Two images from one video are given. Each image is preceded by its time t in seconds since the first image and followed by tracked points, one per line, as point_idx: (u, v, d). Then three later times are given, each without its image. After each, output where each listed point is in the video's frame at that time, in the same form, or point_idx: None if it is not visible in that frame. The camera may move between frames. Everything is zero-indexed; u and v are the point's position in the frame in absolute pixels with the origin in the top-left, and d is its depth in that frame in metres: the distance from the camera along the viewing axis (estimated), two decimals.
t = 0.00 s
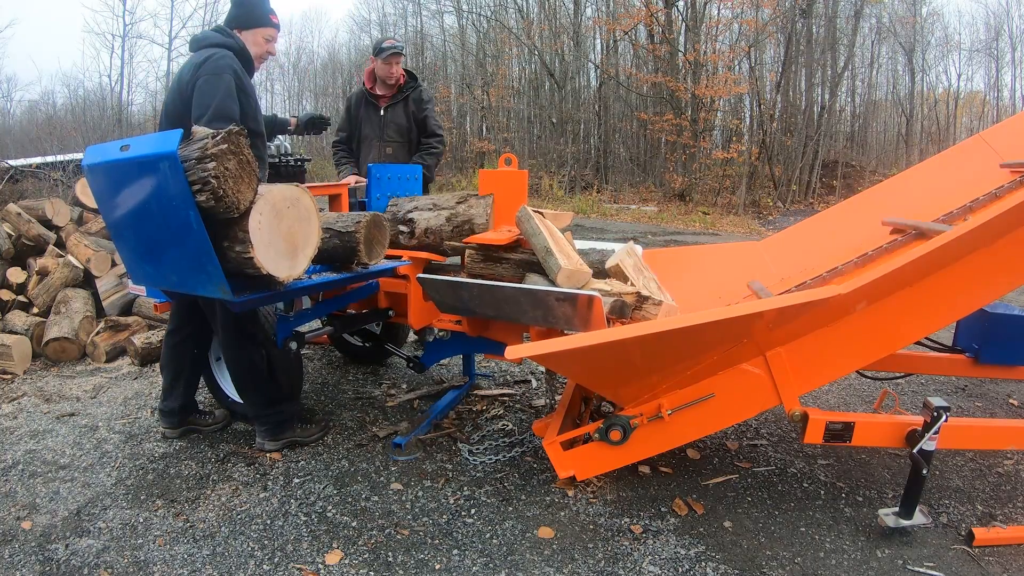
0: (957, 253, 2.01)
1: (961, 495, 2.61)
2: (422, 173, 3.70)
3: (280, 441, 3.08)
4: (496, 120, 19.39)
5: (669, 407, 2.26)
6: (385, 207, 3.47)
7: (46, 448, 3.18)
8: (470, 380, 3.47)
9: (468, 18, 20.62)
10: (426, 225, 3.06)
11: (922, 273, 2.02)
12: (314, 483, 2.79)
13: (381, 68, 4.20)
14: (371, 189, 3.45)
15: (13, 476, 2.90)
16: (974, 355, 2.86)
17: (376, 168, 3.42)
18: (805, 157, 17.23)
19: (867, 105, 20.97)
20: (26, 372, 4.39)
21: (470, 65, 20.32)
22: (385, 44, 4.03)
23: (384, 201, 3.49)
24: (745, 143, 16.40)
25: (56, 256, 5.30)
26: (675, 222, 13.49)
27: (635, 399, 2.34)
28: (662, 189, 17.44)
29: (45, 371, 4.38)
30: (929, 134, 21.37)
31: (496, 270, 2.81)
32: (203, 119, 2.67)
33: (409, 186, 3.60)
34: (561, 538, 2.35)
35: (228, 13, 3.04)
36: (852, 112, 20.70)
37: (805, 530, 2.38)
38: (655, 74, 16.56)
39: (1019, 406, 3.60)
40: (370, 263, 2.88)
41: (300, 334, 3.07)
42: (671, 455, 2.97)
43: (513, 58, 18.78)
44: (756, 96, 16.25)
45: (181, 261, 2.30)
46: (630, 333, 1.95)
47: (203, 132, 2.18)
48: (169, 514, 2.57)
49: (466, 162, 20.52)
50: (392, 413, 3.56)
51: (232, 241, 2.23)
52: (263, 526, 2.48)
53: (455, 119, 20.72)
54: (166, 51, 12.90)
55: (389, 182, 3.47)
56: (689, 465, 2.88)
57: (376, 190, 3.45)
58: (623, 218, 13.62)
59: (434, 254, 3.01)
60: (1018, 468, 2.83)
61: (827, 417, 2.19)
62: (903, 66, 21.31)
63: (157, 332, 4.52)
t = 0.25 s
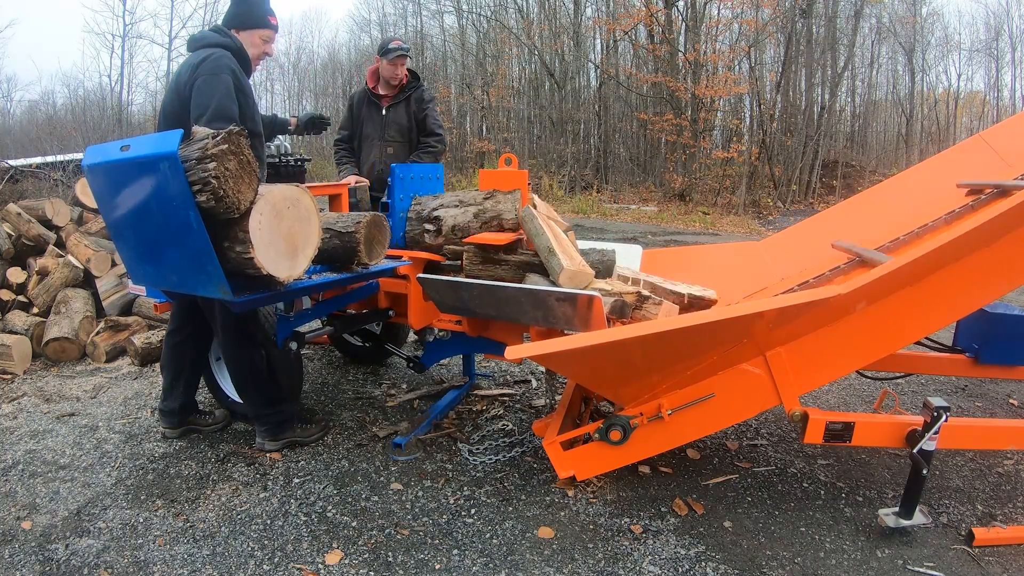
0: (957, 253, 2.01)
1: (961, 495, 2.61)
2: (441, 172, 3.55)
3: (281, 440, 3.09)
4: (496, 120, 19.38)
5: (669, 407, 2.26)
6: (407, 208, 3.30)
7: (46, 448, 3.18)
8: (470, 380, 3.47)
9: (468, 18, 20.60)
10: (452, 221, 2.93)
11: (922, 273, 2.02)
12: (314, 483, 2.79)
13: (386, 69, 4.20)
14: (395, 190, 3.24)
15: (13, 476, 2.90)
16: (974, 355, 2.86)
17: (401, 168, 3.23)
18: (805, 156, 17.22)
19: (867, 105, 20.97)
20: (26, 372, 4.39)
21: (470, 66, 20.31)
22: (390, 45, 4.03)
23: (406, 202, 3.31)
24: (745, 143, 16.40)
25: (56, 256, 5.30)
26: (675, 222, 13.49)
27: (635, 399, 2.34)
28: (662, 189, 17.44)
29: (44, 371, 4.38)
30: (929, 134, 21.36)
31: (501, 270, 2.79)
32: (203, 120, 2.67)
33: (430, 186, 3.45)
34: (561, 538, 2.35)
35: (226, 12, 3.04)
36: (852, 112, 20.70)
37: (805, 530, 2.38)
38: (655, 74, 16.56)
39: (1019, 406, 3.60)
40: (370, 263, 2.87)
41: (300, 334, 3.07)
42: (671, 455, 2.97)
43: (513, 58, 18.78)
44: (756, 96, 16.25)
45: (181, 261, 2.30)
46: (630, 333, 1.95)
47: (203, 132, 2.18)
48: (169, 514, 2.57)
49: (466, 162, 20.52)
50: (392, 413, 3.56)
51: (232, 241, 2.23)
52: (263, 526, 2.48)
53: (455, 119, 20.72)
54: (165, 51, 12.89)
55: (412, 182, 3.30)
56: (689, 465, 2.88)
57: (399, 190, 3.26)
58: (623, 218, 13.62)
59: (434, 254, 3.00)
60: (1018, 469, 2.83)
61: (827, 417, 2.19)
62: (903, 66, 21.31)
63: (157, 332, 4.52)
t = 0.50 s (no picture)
0: (957, 253, 2.01)
1: (961, 495, 2.61)
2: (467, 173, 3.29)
3: (275, 438, 3.07)
4: (496, 120, 19.38)
5: (669, 407, 2.26)
6: (438, 209, 2.99)
7: (46, 448, 3.18)
8: (470, 380, 3.47)
9: (468, 18, 20.58)
10: (485, 213, 2.78)
11: (923, 273, 2.03)
12: (314, 483, 2.79)
13: (382, 71, 4.21)
14: (426, 190, 2.93)
15: (13, 476, 2.90)
16: (974, 355, 2.86)
17: (433, 167, 2.94)
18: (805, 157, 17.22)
19: (867, 105, 20.97)
20: (26, 372, 4.39)
21: (470, 66, 20.32)
22: (385, 48, 4.06)
23: (436, 203, 3.00)
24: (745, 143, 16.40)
25: (56, 256, 5.30)
26: (675, 222, 13.50)
27: (635, 400, 2.34)
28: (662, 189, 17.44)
29: (44, 371, 4.38)
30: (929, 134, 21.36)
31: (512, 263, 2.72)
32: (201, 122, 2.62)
33: (457, 187, 3.18)
34: (561, 538, 2.35)
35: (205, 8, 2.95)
36: (852, 112, 20.70)
37: (805, 530, 2.38)
38: (655, 74, 16.57)
39: (1019, 406, 3.60)
40: (370, 263, 2.86)
41: (300, 334, 3.07)
42: (671, 455, 2.97)
43: (513, 58, 18.78)
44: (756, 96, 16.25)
45: (182, 262, 2.30)
46: (630, 333, 1.95)
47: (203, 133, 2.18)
48: (169, 514, 2.57)
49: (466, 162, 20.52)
50: (393, 414, 3.55)
51: (232, 241, 2.23)
52: (263, 526, 2.48)
53: (455, 119, 20.73)
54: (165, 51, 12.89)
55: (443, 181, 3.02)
56: (689, 465, 2.88)
57: (432, 190, 2.95)
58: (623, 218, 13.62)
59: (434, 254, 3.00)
60: (1018, 469, 2.83)
61: (827, 417, 2.19)
62: (903, 66, 21.32)
63: (157, 332, 4.52)
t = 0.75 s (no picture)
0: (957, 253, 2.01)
1: (961, 495, 2.61)
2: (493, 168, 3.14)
3: (217, 469, 2.83)
4: (496, 120, 19.39)
5: (669, 407, 2.26)
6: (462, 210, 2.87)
7: (46, 448, 3.18)
8: (470, 380, 3.47)
9: (468, 18, 20.59)
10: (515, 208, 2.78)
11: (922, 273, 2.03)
12: (314, 483, 2.79)
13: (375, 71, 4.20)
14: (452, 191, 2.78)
15: (13, 476, 2.90)
16: (974, 355, 2.86)
17: (460, 167, 2.79)
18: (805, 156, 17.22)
19: (867, 105, 20.98)
20: (27, 372, 4.39)
21: (471, 66, 20.33)
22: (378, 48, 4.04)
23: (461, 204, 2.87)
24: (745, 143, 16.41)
25: (56, 256, 5.30)
26: (675, 222, 13.51)
27: (635, 399, 2.34)
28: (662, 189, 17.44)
29: (45, 371, 4.38)
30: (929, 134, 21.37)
31: (526, 245, 2.64)
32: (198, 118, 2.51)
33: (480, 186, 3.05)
34: (561, 538, 2.35)
35: None
36: (851, 112, 20.71)
37: (805, 530, 2.38)
38: (655, 74, 16.58)
39: (1019, 406, 3.60)
40: (369, 264, 2.88)
41: (300, 335, 3.07)
42: (671, 455, 2.97)
43: (513, 58, 18.79)
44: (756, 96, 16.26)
45: (181, 262, 2.30)
46: (628, 334, 1.95)
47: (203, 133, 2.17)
48: (169, 514, 2.57)
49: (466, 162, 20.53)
50: (393, 414, 3.55)
51: (232, 241, 2.23)
52: (263, 526, 2.48)
53: (455, 119, 20.74)
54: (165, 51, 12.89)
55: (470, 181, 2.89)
56: (689, 465, 2.88)
57: (456, 191, 2.81)
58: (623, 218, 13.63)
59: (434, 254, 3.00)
60: (1018, 468, 2.83)
61: (827, 417, 2.19)
62: (903, 66, 21.34)
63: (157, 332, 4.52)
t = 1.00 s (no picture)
0: (957, 253, 2.01)
1: (961, 495, 2.61)
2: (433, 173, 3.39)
3: (216, 470, 2.83)
4: (496, 120, 19.39)
5: (669, 407, 2.26)
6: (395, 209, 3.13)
7: (46, 448, 3.18)
8: (470, 380, 3.48)
9: (468, 18, 20.57)
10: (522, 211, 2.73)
11: (922, 272, 2.02)
12: (314, 483, 2.79)
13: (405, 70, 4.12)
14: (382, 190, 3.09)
15: (13, 476, 2.90)
16: (974, 355, 2.86)
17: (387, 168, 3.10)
18: (805, 156, 17.22)
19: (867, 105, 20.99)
20: (27, 372, 4.39)
21: (471, 66, 20.32)
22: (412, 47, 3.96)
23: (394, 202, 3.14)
24: (745, 143, 16.40)
25: (56, 256, 5.31)
26: (675, 222, 13.51)
27: (635, 399, 2.34)
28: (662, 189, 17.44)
29: (45, 371, 4.39)
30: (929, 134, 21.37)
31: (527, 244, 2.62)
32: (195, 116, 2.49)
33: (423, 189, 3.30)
34: (561, 538, 2.35)
35: None
36: (852, 112, 20.71)
37: (805, 530, 2.38)
38: (655, 74, 16.58)
39: (1019, 406, 3.60)
40: (371, 261, 2.86)
41: (300, 334, 3.07)
42: (671, 455, 2.97)
43: (513, 58, 18.79)
44: (756, 96, 16.26)
45: (181, 261, 2.30)
46: (628, 333, 1.95)
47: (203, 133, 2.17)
48: (169, 514, 2.57)
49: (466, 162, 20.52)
50: (393, 413, 3.56)
51: (232, 240, 2.23)
52: (263, 526, 2.48)
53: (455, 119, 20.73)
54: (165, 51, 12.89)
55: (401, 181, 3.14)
56: (689, 465, 2.88)
57: (388, 190, 3.10)
58: (623, 218, 13.63)
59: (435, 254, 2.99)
60: (1018, 468, 2.83)
61: (827, 417, 2.19)
62: (903, 66, 21.34)
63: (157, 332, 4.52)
